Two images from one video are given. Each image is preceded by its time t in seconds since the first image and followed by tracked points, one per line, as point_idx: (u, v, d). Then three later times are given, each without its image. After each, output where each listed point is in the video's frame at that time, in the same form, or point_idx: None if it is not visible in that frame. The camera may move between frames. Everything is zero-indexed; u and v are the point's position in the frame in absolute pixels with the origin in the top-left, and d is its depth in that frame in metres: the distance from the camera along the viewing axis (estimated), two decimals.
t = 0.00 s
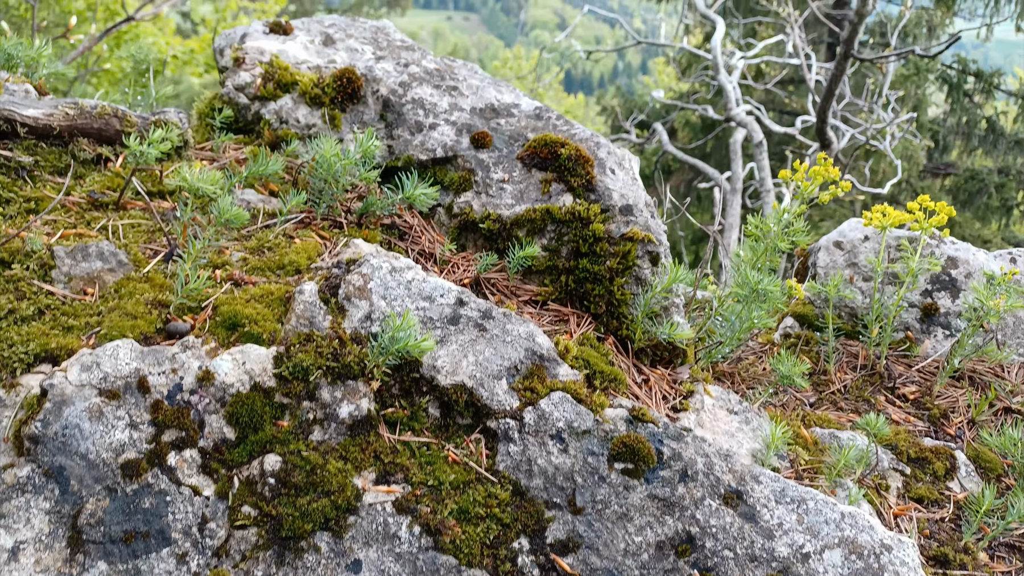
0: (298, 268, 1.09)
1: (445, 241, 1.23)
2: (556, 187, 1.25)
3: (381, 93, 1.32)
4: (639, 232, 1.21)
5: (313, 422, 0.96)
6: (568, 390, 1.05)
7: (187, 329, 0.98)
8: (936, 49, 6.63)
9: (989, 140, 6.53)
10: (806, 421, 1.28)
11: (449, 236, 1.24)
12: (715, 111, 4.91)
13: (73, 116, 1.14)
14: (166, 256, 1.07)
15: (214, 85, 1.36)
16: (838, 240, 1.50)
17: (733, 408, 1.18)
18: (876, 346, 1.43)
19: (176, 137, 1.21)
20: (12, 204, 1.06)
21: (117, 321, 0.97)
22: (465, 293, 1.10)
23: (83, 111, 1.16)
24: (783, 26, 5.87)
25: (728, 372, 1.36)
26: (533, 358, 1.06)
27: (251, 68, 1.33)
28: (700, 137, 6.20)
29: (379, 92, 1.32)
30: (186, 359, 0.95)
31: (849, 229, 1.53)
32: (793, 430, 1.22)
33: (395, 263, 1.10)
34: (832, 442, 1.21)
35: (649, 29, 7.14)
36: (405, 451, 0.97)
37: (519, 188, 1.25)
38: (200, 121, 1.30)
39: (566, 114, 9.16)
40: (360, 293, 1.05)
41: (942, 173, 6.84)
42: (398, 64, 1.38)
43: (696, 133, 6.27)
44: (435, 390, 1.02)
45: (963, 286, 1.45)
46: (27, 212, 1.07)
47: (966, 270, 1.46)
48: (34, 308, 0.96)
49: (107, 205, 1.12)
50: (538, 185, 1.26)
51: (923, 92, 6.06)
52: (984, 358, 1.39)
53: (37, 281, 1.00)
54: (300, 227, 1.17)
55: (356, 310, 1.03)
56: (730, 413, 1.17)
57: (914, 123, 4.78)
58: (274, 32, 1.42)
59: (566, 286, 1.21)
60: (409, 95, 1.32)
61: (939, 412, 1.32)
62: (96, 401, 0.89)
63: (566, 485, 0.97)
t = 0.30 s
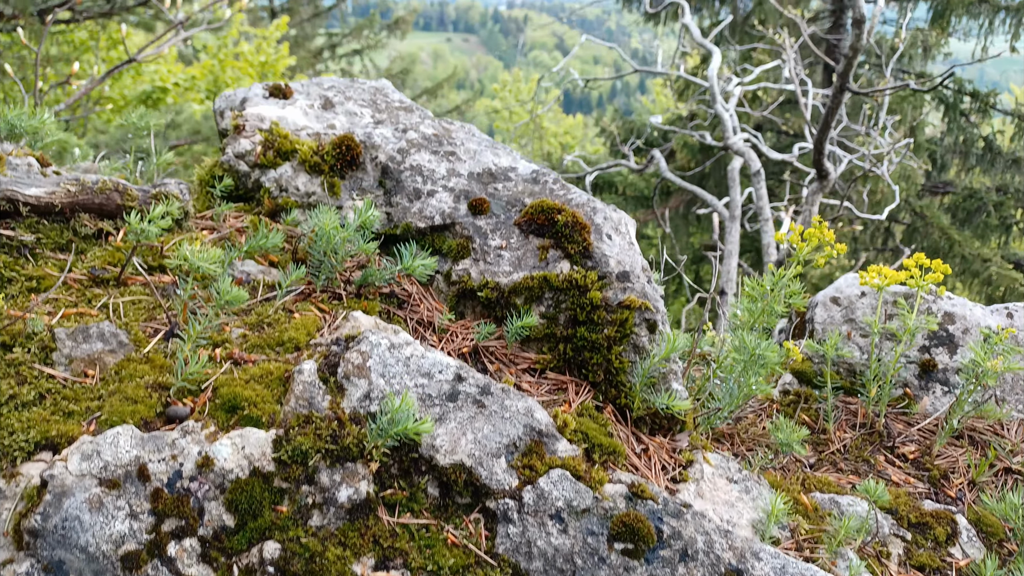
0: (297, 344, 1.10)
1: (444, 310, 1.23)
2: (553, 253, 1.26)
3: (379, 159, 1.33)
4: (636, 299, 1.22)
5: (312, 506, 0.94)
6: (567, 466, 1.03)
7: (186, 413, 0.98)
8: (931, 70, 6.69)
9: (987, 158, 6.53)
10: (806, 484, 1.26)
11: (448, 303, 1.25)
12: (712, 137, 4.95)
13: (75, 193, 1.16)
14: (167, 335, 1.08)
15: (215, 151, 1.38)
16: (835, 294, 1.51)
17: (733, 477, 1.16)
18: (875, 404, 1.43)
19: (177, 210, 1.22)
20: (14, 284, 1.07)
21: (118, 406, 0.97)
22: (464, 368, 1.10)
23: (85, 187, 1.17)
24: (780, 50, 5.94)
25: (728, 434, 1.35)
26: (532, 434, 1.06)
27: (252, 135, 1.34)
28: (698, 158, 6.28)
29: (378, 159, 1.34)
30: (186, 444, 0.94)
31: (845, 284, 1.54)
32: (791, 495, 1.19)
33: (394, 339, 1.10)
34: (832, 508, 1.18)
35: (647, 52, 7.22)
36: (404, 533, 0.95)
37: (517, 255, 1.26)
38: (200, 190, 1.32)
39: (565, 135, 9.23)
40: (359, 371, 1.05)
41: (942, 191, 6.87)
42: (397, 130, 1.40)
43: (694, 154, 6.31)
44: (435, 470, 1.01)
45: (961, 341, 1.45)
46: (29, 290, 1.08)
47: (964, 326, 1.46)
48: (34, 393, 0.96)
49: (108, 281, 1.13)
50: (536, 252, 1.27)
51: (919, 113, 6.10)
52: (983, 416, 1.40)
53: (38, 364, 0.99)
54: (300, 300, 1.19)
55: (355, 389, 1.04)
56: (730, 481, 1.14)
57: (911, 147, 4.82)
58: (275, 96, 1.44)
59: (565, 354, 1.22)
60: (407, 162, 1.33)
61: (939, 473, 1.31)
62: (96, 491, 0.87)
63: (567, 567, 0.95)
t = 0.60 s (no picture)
0: (296, 412, 1.11)
1: (441, 371, 1.25)
2: (549, 314, 1.28)
3: (379, 220, 1.36)
4: (631, 361, 1.23)
5: None
6: (563, 535, 1.02)
7: (186, 486, 0.98)
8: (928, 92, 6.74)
9: (986, 180, 6.56)
10: (804, 541, 1.23)
11: (445, 364, 1.27)
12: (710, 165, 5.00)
13: (79, 260, 1.18)
14: (168, 403, 1.10)
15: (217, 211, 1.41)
16: (829, 347, 1.53)
17: (729, 539, 1.14)
18: (869, 457, 1.44)
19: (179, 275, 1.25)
20: (19, 353, 1.08)
21: (119, 479, 0.97)
22: (461, 435, 1.10)
23: (88, 255, 1.20)
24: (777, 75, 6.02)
25: (723, 490, 1.35)
26: (528, 502, 1.05)
27: (253, 196, 1.37)
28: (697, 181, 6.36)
29: (377, 219, 1.36)
30: (186, 518, 0.94)
31: (838, 336, 1.56)
32: (786, 556, 1.16)
33: (392, 406, 1.11)
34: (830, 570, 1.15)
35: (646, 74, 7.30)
36: None
37: (513, 316, 1.28)
38: (200, 251, 1.35)
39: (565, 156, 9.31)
40: (357, 440, 1.05)
41: (941, 213, 6.90)
42: (396, 189, 1.42)
43: (693, 177, 6.36)
44: (431, 540, 1.00)
45: (955, 394, 1.47)
46: (32, 358, 1.09)
47: (957, 379, 1.48)
48: (37, 466, 0.96)
49: (110, 347, 1.15)
50: (532, 312, 1.29)
51: (916, 135, 6.15)
52: (978, 471, 1.40)
53: (40, 436, 1.00)
54: (300, 365, 1.20)
55: (353, 459, 1.04)
56: (726, 544, 1.13)
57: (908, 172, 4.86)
58: (276, 155, 1.47)
59: (561, 415, 1.23)
60: (406, 222, 1.36)
61: (936, 529, 1.30)
62: (95, 570, 0.87)
63: None
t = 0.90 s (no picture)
0: (290, 479, 1.12)
1: (434, 434, 1.27)
2: (541, 375, 1.30)
3: (374, 280, 1.38)
4: (622, 424, 1.24)
5: None
6: None
7: (181, 557, 0.96)
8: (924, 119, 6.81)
9: (983, 207, 6.59)
10: None
11: (438, 426, 1.29)
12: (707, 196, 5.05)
13: (79, 326, 1.21)
14: (164, 470, 1.10)
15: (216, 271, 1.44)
16: (819, 403, 1.55)
17: None
18: (860, 512, 1.44)
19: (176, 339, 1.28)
20: (18, 422, 1.10)
21: (114, 551, 0.95)
22: (453, 502, 1.10)
23: (88, 320, 1.22)
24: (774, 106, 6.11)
25: (714, 549, 1.35)
26: (520, 571, 1.03)
27: (252, 256, 1.40)
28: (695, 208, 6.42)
29: (373, 280, 1.39)
30: None
31: (828, 391, 1.58)
32: None
33: (384, 474, 1.11)
34: None
35: (645, 102, 7.38)
36: None
37: (506, 377, 1.30)
38: (198, 312, 1.38)
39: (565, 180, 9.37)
40: (350, 509, 1.04)
41: (939, 239, 6.94)
42: (392, 249, 1.45)
43: (691, 205, 6.42)
44: None
45: (944, 450, 1.48)
46: (32, 426, 1.11)
47: (946, 435, 1.49)
48: (32, 538, 0.94)
49: (108, 413, 1.16)
50: (524, 374, 1.30)
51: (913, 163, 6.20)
52: (967, 529, 1.40)
53: (37, 508, 0.99)
54: (294, 431, 1.21)
55: (345, 528, 1.02)
56: None
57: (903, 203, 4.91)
58: (275, 213, 1.51)
59: (552, 478, 1.24)
60: (401, 282, 1.38)
61: None
62: None
63: None
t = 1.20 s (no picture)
0: (292, 540, 1.09)
1: (436, 491, 1.27)
2: (542, 431, 1.31)
3: (378, 333, 1.40)
4: (622, 482, 1.25)
5: None
6: None
7: None
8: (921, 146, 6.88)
9: (981, 234, 6.62)
10: None
11: (440, 482, 1.30)
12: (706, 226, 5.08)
13: (85, 383, 1.21)
14: (168, 529, 1.08)
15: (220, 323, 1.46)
16: (818, 455, 1.56)
17: None
18: (859, 567, 1.43)
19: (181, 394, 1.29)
20: (23, 479, 1.10)
21: None
22: (455, 564, 1.08)
23: (95, 376, 1.23)
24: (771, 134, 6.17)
25: None
26: None
27: (257, 308, 1.42)
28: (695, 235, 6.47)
29: (376, 332, 1.40)
30: None
31: (827, 443, 1.59)
32: None
33: (387, 535, 1.09)
34: None
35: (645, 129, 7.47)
36: None
37: (507, 433, 1.31)
38: (202, 365, 1.40)
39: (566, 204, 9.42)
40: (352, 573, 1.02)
41: (937, 266, 6.96)
42: (395, 301, 1.47)
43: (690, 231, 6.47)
44: None
45: (944, 504, 1.48)
46: (37, 484, 1.10)
47: (945, 489, 1.50)
48: None
49: (113, 470, 1.16)
50: (525, 429, 1.31)
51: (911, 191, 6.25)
52: None
53: (41, 570, 0.97)
54: (296, 489, 1.21)
55: None
56: None
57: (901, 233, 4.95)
58: (280, 263, 1.54)
59: (553, 536, 1.24)
60: (404, 335, 1.40)
61: None
62: None
63: None
